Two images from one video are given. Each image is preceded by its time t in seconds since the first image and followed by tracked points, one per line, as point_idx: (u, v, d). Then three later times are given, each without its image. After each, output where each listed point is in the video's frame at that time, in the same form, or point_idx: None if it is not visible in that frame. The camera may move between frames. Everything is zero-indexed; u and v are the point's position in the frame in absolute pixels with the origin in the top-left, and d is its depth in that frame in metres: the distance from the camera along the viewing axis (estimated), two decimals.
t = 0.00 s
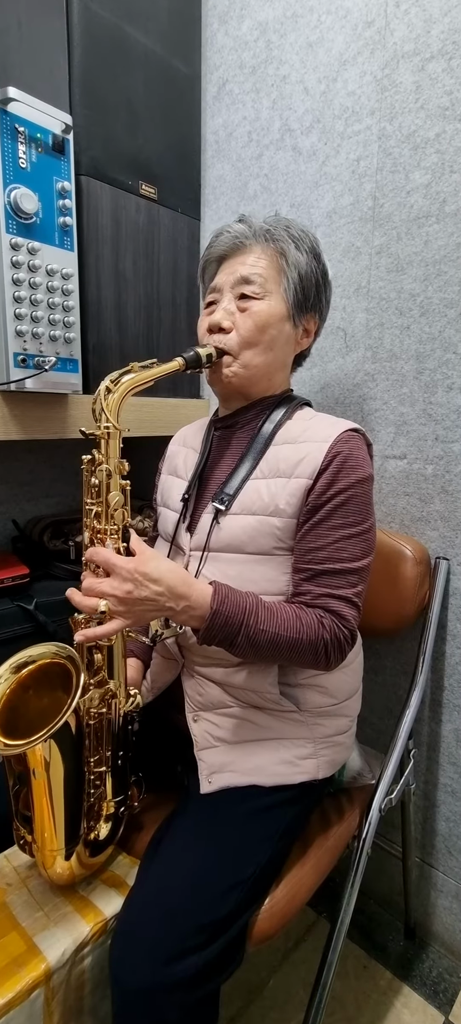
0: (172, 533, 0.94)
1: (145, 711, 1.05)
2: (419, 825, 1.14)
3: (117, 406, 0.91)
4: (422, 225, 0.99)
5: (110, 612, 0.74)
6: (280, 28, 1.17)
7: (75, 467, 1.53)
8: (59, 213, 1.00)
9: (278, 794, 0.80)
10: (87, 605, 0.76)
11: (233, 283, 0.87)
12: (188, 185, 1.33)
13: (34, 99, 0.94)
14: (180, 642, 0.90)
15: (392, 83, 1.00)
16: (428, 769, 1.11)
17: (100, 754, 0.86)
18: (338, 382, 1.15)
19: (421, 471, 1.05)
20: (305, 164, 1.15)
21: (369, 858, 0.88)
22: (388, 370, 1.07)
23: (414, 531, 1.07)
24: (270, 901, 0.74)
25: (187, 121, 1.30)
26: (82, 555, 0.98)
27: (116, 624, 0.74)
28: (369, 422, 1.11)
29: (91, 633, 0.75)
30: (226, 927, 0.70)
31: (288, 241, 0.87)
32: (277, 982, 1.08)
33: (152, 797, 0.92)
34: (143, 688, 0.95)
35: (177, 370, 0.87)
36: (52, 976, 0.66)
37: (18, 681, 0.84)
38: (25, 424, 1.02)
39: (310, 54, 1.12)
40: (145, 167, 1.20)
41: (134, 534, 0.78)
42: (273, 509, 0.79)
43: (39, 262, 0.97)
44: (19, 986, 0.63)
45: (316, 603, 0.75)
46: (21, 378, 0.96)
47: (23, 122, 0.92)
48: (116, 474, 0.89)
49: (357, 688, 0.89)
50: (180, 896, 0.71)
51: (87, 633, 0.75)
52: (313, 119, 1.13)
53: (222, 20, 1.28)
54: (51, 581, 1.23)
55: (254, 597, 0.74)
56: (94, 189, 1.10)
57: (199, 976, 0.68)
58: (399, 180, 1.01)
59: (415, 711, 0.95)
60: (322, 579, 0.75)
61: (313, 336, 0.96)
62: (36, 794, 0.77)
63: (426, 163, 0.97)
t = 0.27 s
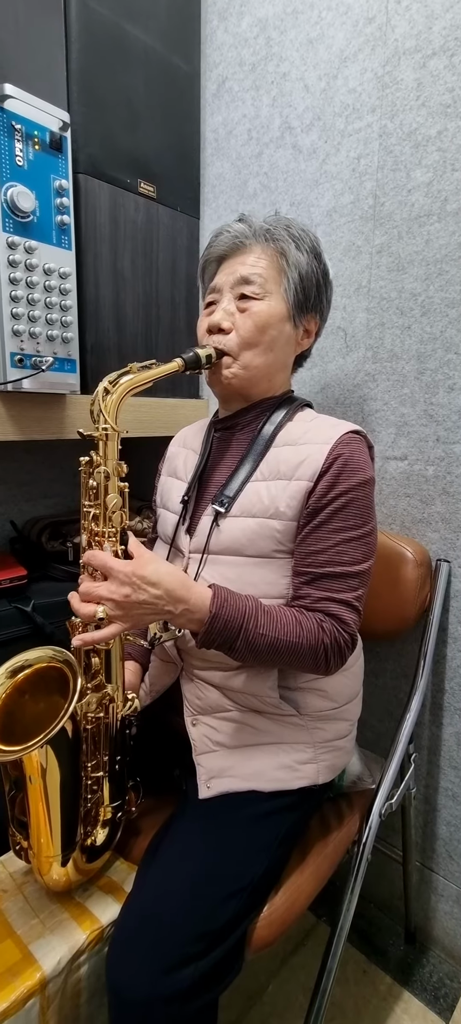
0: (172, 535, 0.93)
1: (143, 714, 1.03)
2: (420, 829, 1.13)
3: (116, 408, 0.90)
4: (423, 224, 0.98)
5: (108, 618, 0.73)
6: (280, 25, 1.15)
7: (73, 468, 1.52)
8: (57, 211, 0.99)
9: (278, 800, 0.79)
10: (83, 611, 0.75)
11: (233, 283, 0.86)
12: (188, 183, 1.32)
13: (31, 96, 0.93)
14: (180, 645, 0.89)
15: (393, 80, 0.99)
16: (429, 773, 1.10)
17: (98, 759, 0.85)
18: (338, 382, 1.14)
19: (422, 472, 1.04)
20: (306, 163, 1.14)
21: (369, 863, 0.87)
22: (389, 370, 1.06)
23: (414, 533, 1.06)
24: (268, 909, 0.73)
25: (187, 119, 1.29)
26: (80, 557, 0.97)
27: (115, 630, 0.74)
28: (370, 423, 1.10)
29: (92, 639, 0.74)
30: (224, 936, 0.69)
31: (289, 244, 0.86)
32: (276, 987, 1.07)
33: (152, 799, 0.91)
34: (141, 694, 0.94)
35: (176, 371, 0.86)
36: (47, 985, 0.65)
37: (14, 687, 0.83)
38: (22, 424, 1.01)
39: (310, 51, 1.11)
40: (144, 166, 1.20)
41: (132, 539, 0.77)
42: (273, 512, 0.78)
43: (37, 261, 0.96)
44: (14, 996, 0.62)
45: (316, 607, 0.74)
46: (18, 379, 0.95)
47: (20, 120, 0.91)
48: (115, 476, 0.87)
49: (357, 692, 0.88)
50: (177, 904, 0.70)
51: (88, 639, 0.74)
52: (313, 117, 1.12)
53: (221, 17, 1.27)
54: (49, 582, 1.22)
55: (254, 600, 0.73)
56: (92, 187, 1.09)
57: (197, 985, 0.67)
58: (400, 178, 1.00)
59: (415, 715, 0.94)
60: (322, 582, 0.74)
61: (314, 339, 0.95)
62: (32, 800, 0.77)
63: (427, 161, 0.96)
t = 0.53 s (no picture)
0: (171, 535, 0.91)
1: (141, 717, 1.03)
2: (421, 834, 1.12)
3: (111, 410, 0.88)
4: (424, 222, 0.97)
5: (105, 619, 0.69)
6: (279, 20, 1.14)
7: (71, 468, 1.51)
8: (52, 208, 0.98)
9: (277, 808, 0.78)
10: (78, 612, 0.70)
11: (231, 281, 0.85)
12: (186, 181, 1.30)
13: (26, 92, 0.91)
14: (177, 648, 0.87)
15: (393, 75, 0.98)
16: (430, 777, 1.09)
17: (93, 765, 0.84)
18: (338, 382, 1.13)
19: (422, 473, 1.02)
20: (305, 160, 1.13)
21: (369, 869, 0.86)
22: (389, 369, 1.04)
23: (415, 535, 1.05)
24: (267, 918, 0.72)
25: (185, 116, 1.28)
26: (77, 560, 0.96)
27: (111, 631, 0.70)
28: (370, 423, 1.09)
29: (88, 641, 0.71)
30: (222, 946, 0.68)
31: (286, 236, 0.85)
32: (275, 994, 1.06)
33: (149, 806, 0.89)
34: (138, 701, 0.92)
35: (174, 371, 0.85)
36: (40, 998, 0.64)
37: (6, 695, 0.81)
38: (18, 425, 1.00)
39: (309, 47, 1.09)
40: (141, 163, 1.18)
41: (129, 539, 0.75)
42: (274, 514, 0.76)
43: (32, 260, 0.95)
44: (5, 1010, 0.61)
45: (317, 609, 0.72)
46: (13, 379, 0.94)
47: (15, 116, 0.90)
48: (111, 479, 0.86)
49: (357, 696, 0.87)
50: (174, 914, 0.69)
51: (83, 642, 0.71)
52: (312, 113, 1.10)
53: (220, 13, 1.26)
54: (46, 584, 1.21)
55: (254, 600, 0.72)
56: (88, 185, 1.08)
57: (194, 997, 0.65)
58: (401, 175, 0.99)
59: (416, 718, 0.93)
60: (323, 584, 0.73)
61: (314, 333, 0.94)
62: (25, 808, 0.76)
63: (428, 158, 0.95)
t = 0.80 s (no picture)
0: (169, 536, 0.88)
1: (140, 722, 1.01)
2: (422, 840, 1.10)
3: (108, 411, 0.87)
4: (427, 219, 0.95)
5: (101, 624, 0.68)
6: (279, 14, 1.12)
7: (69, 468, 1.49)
8: (48, 205, 0.96)
9: (276, 817, 0.76)
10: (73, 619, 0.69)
11: (231, 277, 0.83)
12: (185, 177, 1.28)
13: (21, 86, 0.90)
14: (175, 651, 0.85)
15: (395, 69, 0.96)
16: (431, 783, 1.07)
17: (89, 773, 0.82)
18: (338, 382, 1.11)
19: (424, 474, 1.01)
20: (305, 156, 1.11)
21: (370, 878, 0.84)
22: (391, 369, 1.03)
23: (417, 537, 1.03)
24: (265, 930, 0.70)
25: (184, 112, 1.26)
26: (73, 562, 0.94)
27: (107, 637, 0.69)
28: (371, 424, 1.07)
29: (82, 647, 0.69)
30: (219, 959, 0.67)
31: (287, 230, 0.83)
32: (274, 1003, 1.04)
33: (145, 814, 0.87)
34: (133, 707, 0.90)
35: (173, 371, 0.83)
36: (32, 1014, 0.63)
37: None
38: (14, 424, 0.98)
39: (310, 40, 1.08)
40: (139, 159, 1.16)
41: (126, 543, 0.73)
42: (275, 516, 0.74)
43: (28, 257, 0.93)
44: None
45: (318, 614, 0.70)
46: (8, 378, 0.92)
47: (10, 111, 0.88)
48: (107, 481, 0.84)
49: (358, 702, 0.85)
50: (170, 926, 0.67)
51: (78, 647, 0.69)
52: (313, 109, 1.09)
53: (219, 7, 1.24)
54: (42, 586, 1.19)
55: (253, 606, 0.70)
56: (85, 182, 1.06)
57: (191, 1012, 0.64)
58: (403, 171, 0.97)
59: (418, 723, 0.92)
60: (324, 588, 0.71)
61: (315, 332, 0.92)
62: (18, 817, 0.74)
63: (431, 154, 0.93)
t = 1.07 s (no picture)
0: (169, 542, 0.86)
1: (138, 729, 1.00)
2: (423, 847, 1.09)
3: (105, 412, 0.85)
4: (429, 216, 0.93)
5: (99, 635, 0.67)
6: (279, 7, 1.10)
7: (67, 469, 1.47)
8: (43, 202, 0.94)
9: (277, 828, 0.74)
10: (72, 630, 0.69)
11: (233, 277, 0.81)
12: (183, 174, 1.26)
13: (16, 80, 0.88)
14: (175, 659, 0.83)
15: (398, 63, 0.94)
16: (434, 790, 1.06)
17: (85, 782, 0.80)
18: (339, 382, 1.10)
19: (427, 476, 0.99)
20: (306, 152, 1.09)
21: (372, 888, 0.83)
22: (393, 369, 1.01)
23: (420, 541, 1.01)
24: (265, 943, 0.68)
25: (182, 107, 1.24)
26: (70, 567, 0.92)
27: (105, 647, 0.67)
28: (372, 425, 1.05)
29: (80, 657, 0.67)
30: (217, 974, 0.65)
31: (292, 231, 0.81)
32: (274, 1012, 1.03)
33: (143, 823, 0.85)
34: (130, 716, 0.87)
35: (173, 371, 0.81)
36: None
37: None
38: (10, 425, 0.97)
39: (310, 34, 1.06)
40: (136, 155, 1.14)
41: (124, 548, 0.71)
42: (277, 522, 0.73)
43: (22, 255, 0.92)
44: None
45: (321, 623, 0.69)
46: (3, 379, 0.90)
47: (3, 105, 0.86)
48: (105, 484, 0.82)
49: (360, 707, 0.83)
50: (167, 940, 0.65)
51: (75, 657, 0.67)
52: (313, 104, 1.07)
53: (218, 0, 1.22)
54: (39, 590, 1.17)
55: (257, 616, 0.68)
56: (82, 178, 1.04)
57: None
58: (405, 167, 0.95)
59: (420, 731, 0.90)
60: (327, 596, 0.70)
61: (318, 335, 0.90)
62: (12, 830, 0.72)
63: (434, 149, 0.91)
